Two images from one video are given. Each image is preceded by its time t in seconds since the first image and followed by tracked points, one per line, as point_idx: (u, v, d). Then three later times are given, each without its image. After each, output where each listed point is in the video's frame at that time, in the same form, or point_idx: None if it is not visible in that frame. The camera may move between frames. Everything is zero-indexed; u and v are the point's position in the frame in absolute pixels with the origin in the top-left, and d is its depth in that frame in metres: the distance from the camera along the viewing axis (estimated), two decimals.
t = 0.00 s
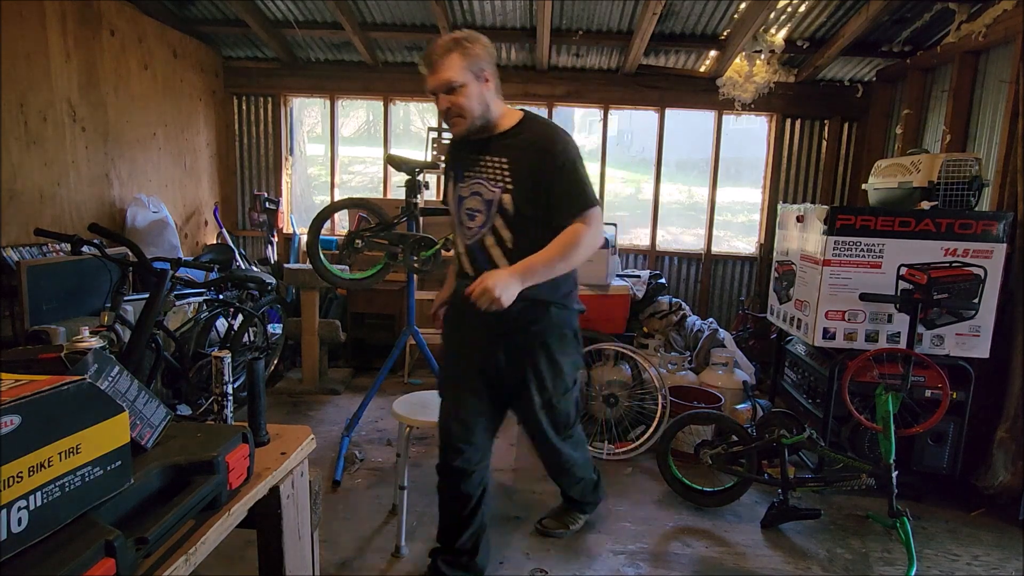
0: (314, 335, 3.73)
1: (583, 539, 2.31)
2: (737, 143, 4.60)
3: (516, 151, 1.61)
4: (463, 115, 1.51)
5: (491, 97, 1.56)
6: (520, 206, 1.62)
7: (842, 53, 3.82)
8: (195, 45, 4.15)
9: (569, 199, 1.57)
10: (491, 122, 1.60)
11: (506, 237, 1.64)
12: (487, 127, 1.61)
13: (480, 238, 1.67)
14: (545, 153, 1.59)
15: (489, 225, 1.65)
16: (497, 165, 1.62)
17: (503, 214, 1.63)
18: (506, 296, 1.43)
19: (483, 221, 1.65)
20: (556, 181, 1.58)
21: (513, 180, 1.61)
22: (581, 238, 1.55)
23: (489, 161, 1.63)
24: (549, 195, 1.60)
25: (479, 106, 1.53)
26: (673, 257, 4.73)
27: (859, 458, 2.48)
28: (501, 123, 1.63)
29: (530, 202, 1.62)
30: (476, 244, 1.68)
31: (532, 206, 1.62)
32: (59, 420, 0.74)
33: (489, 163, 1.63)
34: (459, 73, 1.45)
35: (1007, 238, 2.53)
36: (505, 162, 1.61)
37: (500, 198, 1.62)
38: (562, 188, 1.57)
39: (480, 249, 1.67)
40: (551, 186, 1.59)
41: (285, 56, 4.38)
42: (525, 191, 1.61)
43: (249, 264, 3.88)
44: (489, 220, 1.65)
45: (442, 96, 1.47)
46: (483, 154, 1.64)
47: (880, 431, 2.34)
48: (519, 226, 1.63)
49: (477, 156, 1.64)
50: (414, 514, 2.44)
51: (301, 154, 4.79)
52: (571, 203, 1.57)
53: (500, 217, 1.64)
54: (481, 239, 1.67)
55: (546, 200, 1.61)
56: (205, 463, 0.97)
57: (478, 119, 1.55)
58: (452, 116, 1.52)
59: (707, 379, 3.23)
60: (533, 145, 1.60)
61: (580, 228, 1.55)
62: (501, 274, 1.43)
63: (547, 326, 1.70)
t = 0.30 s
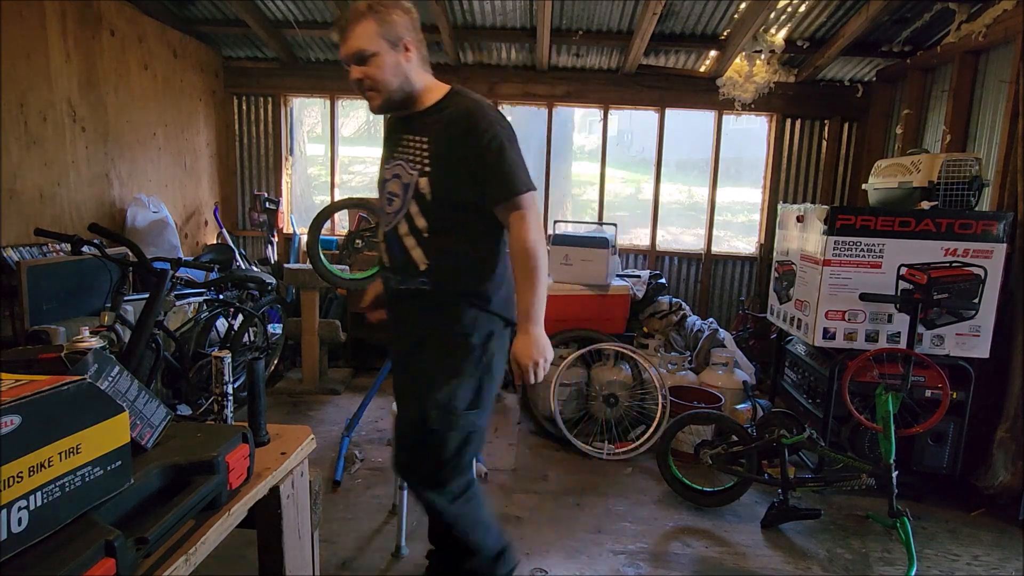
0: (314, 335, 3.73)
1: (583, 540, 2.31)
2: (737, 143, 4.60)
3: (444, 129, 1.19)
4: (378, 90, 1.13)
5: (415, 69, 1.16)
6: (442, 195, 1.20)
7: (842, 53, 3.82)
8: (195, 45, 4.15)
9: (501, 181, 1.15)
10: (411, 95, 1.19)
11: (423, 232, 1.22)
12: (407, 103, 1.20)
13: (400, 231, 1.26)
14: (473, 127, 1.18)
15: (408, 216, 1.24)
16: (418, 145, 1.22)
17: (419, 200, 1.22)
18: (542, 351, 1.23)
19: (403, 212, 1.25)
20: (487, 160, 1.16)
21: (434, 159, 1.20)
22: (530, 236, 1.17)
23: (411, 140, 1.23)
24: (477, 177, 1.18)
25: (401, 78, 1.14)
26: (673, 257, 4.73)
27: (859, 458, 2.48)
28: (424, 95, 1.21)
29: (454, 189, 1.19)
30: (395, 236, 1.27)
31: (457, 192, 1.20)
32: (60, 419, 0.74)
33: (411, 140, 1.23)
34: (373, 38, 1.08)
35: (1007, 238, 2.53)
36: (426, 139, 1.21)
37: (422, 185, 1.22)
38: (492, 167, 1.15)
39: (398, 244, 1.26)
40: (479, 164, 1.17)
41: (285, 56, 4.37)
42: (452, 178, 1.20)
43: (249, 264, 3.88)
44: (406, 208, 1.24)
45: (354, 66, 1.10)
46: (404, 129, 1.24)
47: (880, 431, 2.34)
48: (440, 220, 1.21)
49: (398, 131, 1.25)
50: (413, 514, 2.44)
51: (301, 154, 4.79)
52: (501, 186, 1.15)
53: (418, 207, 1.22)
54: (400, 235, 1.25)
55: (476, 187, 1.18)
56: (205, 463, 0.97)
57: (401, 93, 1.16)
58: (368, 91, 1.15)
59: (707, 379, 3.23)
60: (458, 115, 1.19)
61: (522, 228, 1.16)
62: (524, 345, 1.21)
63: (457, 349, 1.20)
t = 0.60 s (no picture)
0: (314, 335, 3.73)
1: (583, 540, 2.31)
2: (737, 143, 4.60)
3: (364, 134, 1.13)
4: (271, 83, 1.00)
5: (316, 56, 1.04)
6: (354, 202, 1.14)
7: (842, 53, 3.82)
8: (195, 45, 4.15)
9: (420, 190, 1.09)
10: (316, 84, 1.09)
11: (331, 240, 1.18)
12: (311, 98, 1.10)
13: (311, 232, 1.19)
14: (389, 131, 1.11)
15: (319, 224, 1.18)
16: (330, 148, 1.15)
17: (328, 207, 1.16)
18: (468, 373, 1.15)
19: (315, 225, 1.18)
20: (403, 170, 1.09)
21: (346, 164, 1.13)
22: (457, 247, 1.12)
23: (321, 142, 1.16)
24: (390, 190, 1.11)
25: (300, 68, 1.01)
26: (673, 257, 4.73)
27: (859, 457, 2.48)
28: (331, 91, 1.13)
29: (361, 196, 1.13)
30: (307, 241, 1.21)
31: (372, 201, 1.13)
32: (60, 419, 0.74)
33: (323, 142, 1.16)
34: (260, 25, 0.90)
35: (1007, 238, 2.53)
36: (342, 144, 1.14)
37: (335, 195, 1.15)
38: (409, 176, 1.09)
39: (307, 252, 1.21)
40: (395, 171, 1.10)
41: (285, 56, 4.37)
42: (367, 188, 1.13)
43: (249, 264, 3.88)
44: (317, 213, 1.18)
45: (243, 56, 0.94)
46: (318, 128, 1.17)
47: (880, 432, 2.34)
48: (353, 226, 1.16)
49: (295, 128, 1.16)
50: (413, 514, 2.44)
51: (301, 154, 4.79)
52: (418, 196, 1.09)
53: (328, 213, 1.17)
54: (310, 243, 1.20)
55: (389, 196, 1.12)
56: (204, 464, 0.97)
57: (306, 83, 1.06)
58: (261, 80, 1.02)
59: (707, 379, 3.23)
60: (371, 117, 1.12)
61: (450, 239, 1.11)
62: (448, 370, 1.11)
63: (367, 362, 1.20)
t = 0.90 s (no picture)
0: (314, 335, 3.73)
1: (583, 540, 2.31)
2: (736, 143, 4.60)
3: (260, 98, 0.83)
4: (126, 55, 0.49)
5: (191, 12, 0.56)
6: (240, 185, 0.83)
7: (842, 54, 3.82)
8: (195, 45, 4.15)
9: (321, 170, 0.83)
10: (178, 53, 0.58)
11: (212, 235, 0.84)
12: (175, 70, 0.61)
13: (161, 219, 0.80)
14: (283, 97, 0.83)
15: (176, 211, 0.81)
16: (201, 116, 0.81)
17: (206, 190, 0.81)
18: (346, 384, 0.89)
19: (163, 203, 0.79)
20: (300, 143, 0.82)
21: (227, 134, 0.81)
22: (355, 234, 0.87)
23: (192, 110, 0.79)
24: (290, 172, 0.83)
25: (155, 30, 0.51)
26: (673, 257, 4.73)
27: (859, 458, 2.48)
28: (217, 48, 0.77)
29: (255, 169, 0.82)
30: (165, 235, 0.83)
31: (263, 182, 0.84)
32: (60, 419, 0.74)
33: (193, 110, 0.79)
34: None
35: (1007, 238, 2.53)
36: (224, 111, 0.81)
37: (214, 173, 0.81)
38: (308, 152, 0.82)
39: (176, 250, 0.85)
40: (291, 146, 0.82)
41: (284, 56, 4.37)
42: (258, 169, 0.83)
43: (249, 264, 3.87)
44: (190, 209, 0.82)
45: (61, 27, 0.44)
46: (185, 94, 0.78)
47: (880, 432, 2.34)
48: (237, 217, 0.84)
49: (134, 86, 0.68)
50: (414, 514, 2.44)
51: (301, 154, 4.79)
52: (318, 177, 0.83)
53: (196, 200, 0.82)
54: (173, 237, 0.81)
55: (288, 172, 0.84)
56: (205, 464, 0.97)
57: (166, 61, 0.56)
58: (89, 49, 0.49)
59: (707, 379, 3.23)
60: (260, 80, 0.83)
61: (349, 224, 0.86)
62: (316, 370, 0.85)
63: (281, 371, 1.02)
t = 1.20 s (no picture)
0: (315, 335, 3.74)
1: (583, 540, 2.31)
2: (737, 143, 4.60)
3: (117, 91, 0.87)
4: None
5: None
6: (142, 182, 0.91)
7: (842, 54, 3.82)
8: (195, 45, 4.15)
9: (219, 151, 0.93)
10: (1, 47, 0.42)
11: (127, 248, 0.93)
12: None
13: (97, 250, 0.89)
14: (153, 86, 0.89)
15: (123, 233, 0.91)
16: (56, 119, 0.83)
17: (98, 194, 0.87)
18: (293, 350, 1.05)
19: (113, 236, 0.90)
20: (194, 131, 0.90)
21: (96, 132, 0.86)
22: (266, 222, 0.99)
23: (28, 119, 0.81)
24: (182, 159, 0.91)
25: None
26: (673, 257, 4.73)
27: (859, 458, 2.48)
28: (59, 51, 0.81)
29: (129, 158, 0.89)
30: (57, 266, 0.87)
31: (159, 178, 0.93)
32: (59, 420, 0.74)
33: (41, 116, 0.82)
34: None
35: (1007, 238, 2.53)
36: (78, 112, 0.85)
37: (106, 179, 0.87)
38: (208, 139, 0.92)
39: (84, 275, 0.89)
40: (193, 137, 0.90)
41: (284, 56, 4.37)
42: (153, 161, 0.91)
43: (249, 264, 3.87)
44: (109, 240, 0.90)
45: None
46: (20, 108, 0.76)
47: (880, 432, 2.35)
48: (129, 216, 0.92)
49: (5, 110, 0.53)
50: (414, 514, 2.44)
51: (301, 154, 4.79)
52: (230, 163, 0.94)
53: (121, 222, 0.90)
54: (93, 264, 0.89)
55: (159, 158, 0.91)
56: (205, 464, 0.97)
57: None
58: None
59: (707, 379, 3.23)
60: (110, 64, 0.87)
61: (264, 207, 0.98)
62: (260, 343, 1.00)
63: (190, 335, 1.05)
